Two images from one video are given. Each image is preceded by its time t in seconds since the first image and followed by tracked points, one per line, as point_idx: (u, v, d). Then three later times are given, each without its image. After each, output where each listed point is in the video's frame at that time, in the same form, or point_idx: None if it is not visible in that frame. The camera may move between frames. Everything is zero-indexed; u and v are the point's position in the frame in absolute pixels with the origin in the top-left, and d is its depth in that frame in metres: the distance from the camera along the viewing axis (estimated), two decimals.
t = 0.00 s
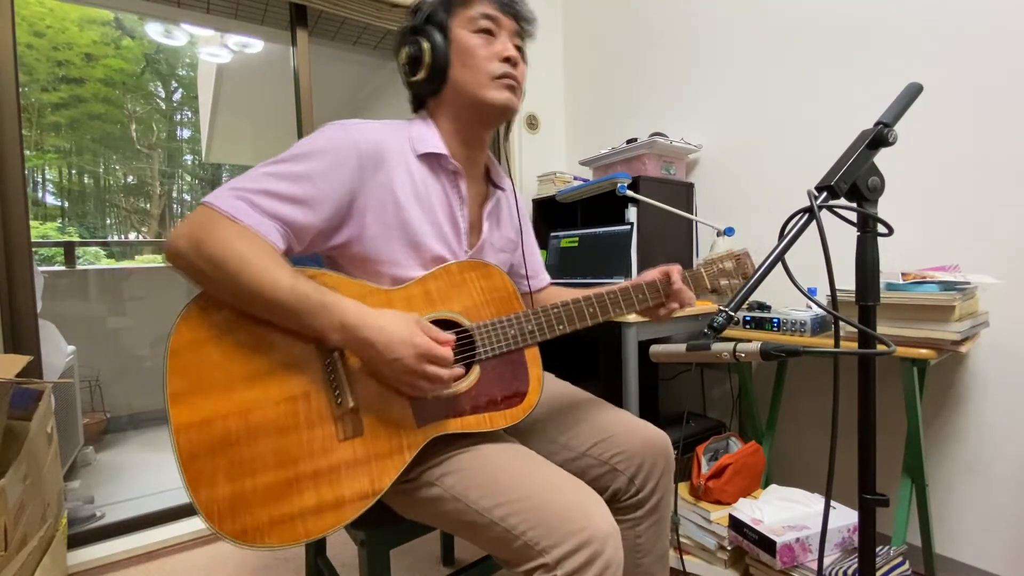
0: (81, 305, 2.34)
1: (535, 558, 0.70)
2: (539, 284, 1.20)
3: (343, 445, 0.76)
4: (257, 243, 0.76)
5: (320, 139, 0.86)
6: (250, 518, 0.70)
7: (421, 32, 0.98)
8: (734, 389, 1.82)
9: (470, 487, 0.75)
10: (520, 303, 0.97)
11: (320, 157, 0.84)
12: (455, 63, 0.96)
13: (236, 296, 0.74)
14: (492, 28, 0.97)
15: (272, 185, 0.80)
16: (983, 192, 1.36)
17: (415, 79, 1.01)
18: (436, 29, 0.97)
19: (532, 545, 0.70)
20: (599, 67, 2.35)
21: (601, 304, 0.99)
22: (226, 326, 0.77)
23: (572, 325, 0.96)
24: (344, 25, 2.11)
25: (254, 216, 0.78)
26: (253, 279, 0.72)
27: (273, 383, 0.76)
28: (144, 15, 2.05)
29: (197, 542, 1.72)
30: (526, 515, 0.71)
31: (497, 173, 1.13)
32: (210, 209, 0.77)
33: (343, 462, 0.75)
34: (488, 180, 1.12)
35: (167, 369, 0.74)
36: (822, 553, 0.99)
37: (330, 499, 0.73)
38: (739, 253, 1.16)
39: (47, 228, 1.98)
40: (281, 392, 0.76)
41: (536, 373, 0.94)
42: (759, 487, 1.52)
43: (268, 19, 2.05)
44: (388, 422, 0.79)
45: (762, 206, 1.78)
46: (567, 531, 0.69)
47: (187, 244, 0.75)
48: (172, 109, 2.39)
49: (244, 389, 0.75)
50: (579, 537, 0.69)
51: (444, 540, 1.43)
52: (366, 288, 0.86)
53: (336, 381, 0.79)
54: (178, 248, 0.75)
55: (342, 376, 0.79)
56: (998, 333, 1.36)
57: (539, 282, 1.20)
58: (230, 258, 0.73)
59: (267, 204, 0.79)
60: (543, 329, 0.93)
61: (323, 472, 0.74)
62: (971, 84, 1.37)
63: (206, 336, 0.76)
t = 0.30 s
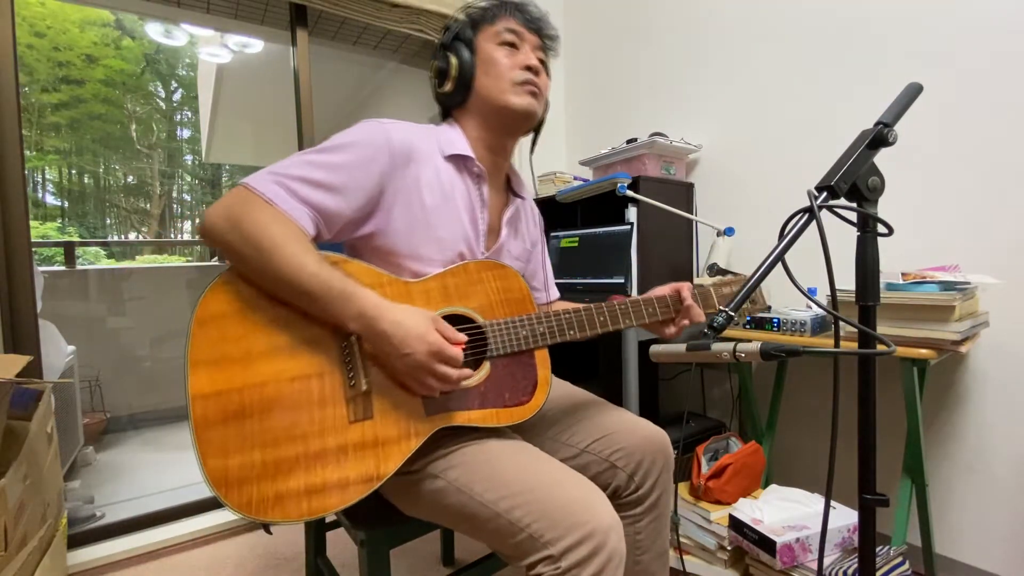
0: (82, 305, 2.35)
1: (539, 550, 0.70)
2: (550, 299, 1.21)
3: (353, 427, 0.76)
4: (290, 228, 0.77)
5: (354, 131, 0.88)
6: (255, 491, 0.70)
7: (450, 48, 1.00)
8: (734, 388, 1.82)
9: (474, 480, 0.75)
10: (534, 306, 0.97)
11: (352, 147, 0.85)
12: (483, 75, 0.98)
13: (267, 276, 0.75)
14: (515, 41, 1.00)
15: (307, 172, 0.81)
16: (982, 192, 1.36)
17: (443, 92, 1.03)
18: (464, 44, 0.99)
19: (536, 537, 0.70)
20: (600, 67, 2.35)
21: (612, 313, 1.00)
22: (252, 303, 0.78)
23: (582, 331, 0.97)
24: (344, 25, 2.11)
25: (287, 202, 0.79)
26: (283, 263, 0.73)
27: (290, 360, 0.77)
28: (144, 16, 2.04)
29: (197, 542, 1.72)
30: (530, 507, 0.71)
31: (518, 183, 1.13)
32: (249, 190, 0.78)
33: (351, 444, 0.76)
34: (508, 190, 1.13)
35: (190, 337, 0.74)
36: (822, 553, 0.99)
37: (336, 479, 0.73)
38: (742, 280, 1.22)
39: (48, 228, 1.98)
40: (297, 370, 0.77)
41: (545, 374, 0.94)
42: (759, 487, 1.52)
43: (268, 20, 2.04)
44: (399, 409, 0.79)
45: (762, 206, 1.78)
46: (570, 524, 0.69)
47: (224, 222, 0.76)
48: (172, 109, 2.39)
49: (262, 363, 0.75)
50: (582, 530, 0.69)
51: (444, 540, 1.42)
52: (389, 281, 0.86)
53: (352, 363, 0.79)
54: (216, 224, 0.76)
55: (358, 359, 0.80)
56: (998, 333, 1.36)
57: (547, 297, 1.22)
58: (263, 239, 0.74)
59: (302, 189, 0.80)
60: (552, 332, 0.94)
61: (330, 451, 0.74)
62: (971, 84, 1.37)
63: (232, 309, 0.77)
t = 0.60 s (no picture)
0: (82, 306, 2.35)
1: (540, 541, 0.70)
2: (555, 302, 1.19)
3: (359, 414, 0.77)
4: (303, 214, 0.76)
5: (367, 129, 0.89)
6: (261, 473, 0.70)
7: (468, 54, 1.00)
8: (734, 388, 1.82)
9: (474, 471, 0.75)
10: (539, 304, 0.97)
11: (364, 142, 0.86)
12: (498, 86, 0.98)
13: (281, 257, 0.75)
14: (532, 54, 1.00)
15: (321, 168, 0.82)
16: (981, 191, 1.36)
17: (458, 96, 1.03)
18: (482, 50, 0.99)
19: (538, 527, 0.70)
20: (600, 67, 2.35)
21: (615, 313, 1.00)
22: (265, 288, 0.79)
23: (584, 329, 0.96)
24: (344, 25, 2.11)
25: (299, 191, 0.79)
26: (296, 244, 0.73)
27: (299, 345, 0.77)
28: (144, 16, 2.04)
29: (197, 542, 1.72)
30: (530, 498, 0.71)
31: (525, 191, 1.13)
32: (264, 181, 0.79)
33: (357, 430, 0.76)
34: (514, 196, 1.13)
35: (203, 318, 0.75)
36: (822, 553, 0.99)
37: (341, 465, 0.73)
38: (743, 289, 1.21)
39: (48, 228, 1.98)
40: (306, 354, 0.77)
41: (548, 372, 0.95)
42: (759, 487, 1.52)
43: (268, 20, 2.05)
44: (405, 398, 0.80)
45: (762, 205, 1.78)
46: (571, 514, 0.69)
47: (238, 209, 0.76)
48: (172, 109, 2.38)
49: (271, 347, 0.76)
50: (583, 521, 0.69)
51: (444, 540, 1.42)
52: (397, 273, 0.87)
53: (360, 351, 0.80)
54: (231, 209, 0.77)
55: (366, 347, 0.81)
56: (998, 333, 1.36)
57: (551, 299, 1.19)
58: (276, 221, 0.74)
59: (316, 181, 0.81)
60: (554, 330, 0.92)
61: (336, 437, 0.74)
62: (971, 84, 1.37)
63: (245, 294, 0.78)
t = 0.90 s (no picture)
0: (81, 306, 2.35)
1: (542, 550, 0.70)
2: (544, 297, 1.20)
3: (358, 424, 0.77)
4: (293, 229, 0.77)
5: (353, 131, 0.89)
6: (261, 489, 0.70)
7: (454, 50, 1.00)
8: (733, 388, 1.82)
9: (478, 480, 0.75)
10: (534, 303, 0.98)
11: (352, 148, 0.86)
12: (485, 83, 0.98)
13: (271, 273, 0.75)
14: (519, 50, 1.00)
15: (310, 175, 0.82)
16: (982, 192, 1.36)
17: (446, 93, 1.02)
18: (468, 47, 0.99)
19: (540, 537, 0.70)
20: (600, 67, 2.34)
21: (610, 308, 1.00)
22: (254, 302, 0.79)
23: (581, 326, 0.97)
24: (344, 25, 2.11)
25: (288, 202, 0.79)
26: (287, 260, 0.74)
27: (294, 357, 0.77)
28: (144, 16, 2.04)
29: (197, 542, 1.72)
30: (533, 507, 0.71)
31: (514, 186, 1.14)
32: (253, 191, 0.79)
33: (356, 441, 0.76)
34: (505, 193, 1.13)
35: (195, 334, 0.75)
36: (822, 553, 1.00)
37: (341, 477, 0.74)
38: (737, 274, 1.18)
39: (48, 228, 1.97)
40: (302, 366, 0.77)
41: (547, 370, 0.95)
42: (759, 487, 1.52)
43: (269, 19, 2.04)
44: (402, 406, 0.80)
45: (761, 206, 1.78)
46: (573, 523, 0.70)
47: (227, 222, 0.76)
48: (172, 109, 2.38)
49: (266, 360, 0.76)
50: (585, 530, 0.69)
51: (444, 540, 1.42)
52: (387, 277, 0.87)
53: (355, 359, 0.80)
54: (220, 223, 0.77)
55: (360, 355, 0.81)
56: (998, 333, 1.36)
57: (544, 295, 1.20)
58: (267, 238, 0.74)
59: (306, 190, 0.81)
60: (552, 327, 0.94)
61: (336, 448, 0.74)
62: (971, 83, 1.37)
63: (235, 308, 0.78)
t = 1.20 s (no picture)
0: (82, 305, 2.35)
1: (533, 556, 0.72)
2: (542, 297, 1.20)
3: (347, 433, 0.78)
4: (269, 240, 0.78)
5: (331, 136, 0.90)
6: (250, 501, 0.72)
7: (440, 46, 0.99)
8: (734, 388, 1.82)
9: (469, 486, 0.76)
10: (525, 304, 0.98)
11: (330, 152, 0.87)
12: (473, 80, 0.98)
13: (250, 281, 0.77)
14: (507, 45, 0.99)
15: (287, 181, 0.82)
16: (983, 193, 1.36)
17: (431, 91, 1.02)
18: (454, 42, 0.98)
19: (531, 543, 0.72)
20: (600, 66, 2.34)
21: (604, 308, 0.99)
22: (235, 311, 0.78)
23: (574, 327, 0.97)
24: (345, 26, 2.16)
25: (267, 210, 0.80)
26: (264, 267, 0.76)
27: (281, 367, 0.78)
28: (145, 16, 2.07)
29: (197, 542, 1.72)
30: (524, 513, 0.73)
31: (505, 185, 1.15)
32: (227, 200, 0.80)
33: (345, 450, 0.77)
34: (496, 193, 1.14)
35: (179, 346, 0.76)
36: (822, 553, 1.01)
37: (331, 487, 0.75)
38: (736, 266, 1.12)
39: (48, 228, 1.98)
40: (289, 377, 0.78)
41: (539, 371, 0.96)
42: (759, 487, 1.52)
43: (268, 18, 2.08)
44: (390, 412, 0.81)
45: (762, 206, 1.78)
46: (564, 530, 0.70)
47: (202, 232, 0.77)
48: (172, 109, 2.36)
49: (251, 373, 0.76)
50: (577, 536, 0.70)
51: (444, 540, 1.42)
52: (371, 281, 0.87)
53: (341, 365, 0.81)
54: (193, 239, 0.78)
55: (347, 359, 0.82)
56: (998, 333, 1.36)
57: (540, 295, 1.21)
58: (243, 247, 0.76)
59: (281, 197, 0.81)
60: (544, 329, 0.94)
61: (325, 459, 0.76)
62: (971, 83, 1.37)
63: (218, 317, 0.78)
